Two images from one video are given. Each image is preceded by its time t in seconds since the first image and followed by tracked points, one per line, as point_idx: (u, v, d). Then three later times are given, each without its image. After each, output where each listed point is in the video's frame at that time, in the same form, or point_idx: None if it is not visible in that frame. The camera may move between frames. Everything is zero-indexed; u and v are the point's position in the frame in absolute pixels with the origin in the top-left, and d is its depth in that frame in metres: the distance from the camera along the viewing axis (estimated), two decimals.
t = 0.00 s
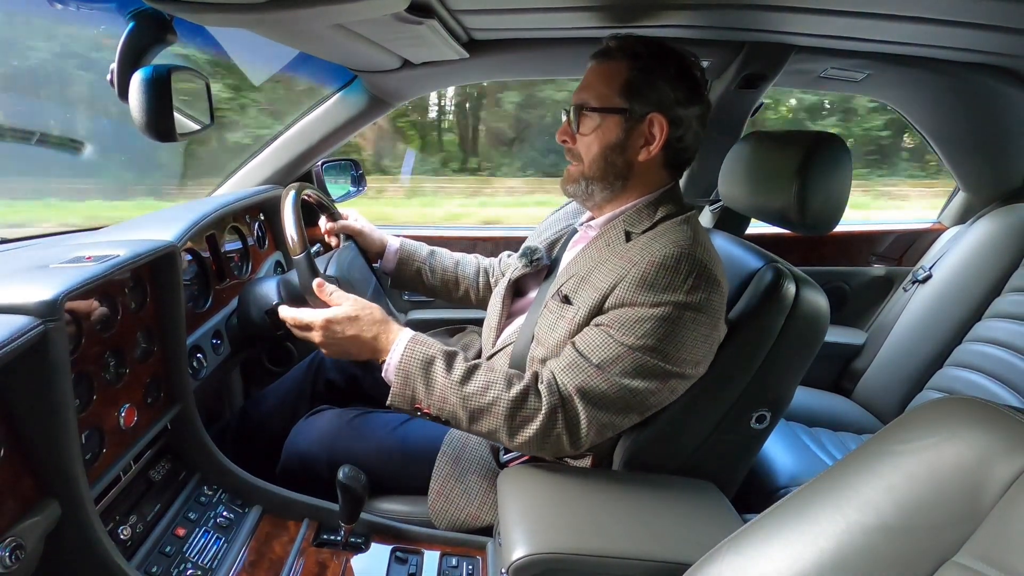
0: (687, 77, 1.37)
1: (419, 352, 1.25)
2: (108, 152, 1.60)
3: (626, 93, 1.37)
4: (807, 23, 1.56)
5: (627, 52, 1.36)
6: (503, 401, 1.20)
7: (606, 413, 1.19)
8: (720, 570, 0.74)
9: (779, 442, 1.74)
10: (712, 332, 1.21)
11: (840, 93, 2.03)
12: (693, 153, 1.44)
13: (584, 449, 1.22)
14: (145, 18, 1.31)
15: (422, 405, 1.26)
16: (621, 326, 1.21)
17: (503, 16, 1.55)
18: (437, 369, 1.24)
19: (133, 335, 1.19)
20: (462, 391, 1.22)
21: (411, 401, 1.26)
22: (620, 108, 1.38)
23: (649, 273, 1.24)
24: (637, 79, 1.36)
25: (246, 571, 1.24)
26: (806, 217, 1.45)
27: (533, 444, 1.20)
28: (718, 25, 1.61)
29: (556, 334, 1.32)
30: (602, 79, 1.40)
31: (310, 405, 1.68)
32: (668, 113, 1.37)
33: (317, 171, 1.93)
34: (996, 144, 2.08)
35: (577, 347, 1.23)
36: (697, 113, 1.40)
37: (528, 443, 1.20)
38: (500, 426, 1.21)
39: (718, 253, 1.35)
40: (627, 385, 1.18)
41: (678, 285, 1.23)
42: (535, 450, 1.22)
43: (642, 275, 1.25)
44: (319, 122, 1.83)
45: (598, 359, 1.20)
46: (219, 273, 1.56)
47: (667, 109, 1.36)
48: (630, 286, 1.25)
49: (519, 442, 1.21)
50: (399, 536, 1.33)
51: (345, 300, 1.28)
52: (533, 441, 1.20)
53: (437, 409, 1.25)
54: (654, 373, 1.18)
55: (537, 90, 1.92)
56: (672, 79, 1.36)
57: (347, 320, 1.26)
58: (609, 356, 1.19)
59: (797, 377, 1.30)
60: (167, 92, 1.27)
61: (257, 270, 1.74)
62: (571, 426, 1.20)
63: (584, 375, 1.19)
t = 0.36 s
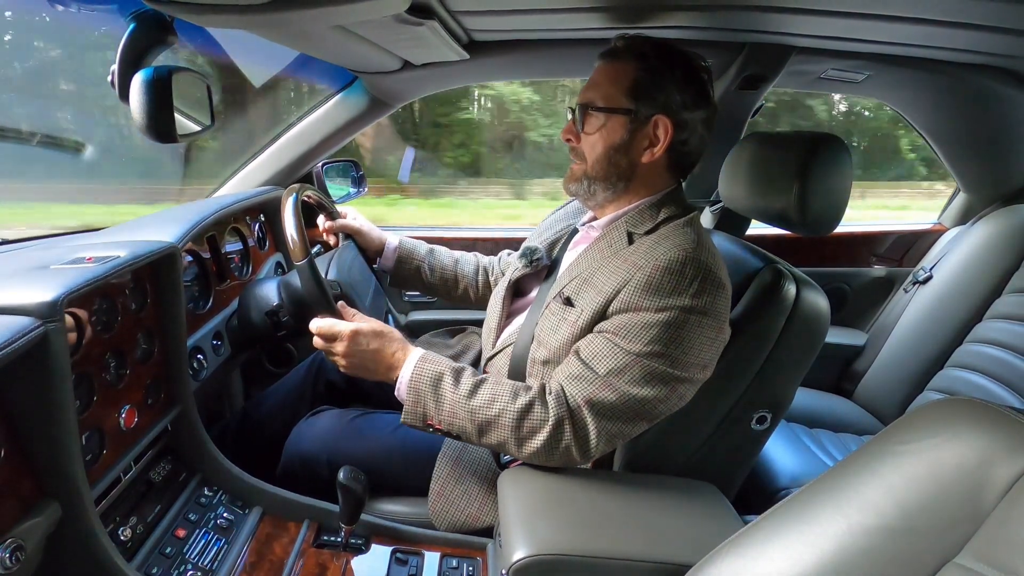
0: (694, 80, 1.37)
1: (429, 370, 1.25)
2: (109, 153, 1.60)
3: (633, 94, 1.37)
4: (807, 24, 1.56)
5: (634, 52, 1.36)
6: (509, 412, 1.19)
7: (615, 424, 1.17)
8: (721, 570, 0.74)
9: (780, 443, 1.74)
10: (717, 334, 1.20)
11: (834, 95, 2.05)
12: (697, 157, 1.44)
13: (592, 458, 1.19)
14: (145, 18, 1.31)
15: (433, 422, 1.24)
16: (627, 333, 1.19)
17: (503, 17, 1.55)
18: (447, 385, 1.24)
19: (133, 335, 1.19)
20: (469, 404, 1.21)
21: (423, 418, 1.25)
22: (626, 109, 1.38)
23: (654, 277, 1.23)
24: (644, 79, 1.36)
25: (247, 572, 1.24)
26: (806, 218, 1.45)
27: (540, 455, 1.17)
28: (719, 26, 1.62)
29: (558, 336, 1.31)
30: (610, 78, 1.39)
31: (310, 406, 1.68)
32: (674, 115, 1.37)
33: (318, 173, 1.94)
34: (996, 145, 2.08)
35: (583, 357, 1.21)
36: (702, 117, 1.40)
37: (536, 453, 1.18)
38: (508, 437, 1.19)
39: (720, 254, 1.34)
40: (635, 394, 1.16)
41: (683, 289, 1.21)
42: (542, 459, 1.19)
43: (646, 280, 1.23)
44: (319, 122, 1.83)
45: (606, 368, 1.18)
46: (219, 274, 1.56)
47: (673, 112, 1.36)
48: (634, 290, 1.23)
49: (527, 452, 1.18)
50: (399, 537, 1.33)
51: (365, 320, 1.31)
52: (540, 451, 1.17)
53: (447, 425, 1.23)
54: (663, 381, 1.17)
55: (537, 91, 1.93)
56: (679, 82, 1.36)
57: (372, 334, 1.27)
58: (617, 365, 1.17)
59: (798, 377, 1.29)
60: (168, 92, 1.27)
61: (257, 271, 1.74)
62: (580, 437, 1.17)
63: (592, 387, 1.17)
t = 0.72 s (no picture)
0: (694, 79, 1.37)
1: (432, 377, 1.25)
2: (109, 152, 1.60)
3: (631, 92, 1.37)
4: (807, 22, 1.56)
5: (634, 49, 1.35)
6: (511, 418, 1.19)
7: (619, 427, 1.17)
8: (721, 568, 0.74)
9: (780, 440, 1.74)
10: (716, 333, 1.20)
11: (837, 92, 2.04)
12: (695, 157, 1.44)
13: (595, 462, 1.19)
14: (146, 17, 1.30)
15: (436, 428, 1.24)
16: (628, 335, 1.19)
17: (503, 15, 1.55)
18: (449, 391, 1.24)
19: (134, 334, 1.19)
20: (472, 410, 1.21)
21: (426, 424, 1.25)
22: (624, 108, 1.38)
23: (653, 278, 1.22)
24: (643, 77, 1.35)
25: (248, 570, 1.24)
26: (806, 216, 1.45)
27: (542, 460, 1.17)
28: (719, 23, 1.61)
29: (557, 336, 1.31)
30: (609, 76, 1.39)
31: (311, 403, 1.67)
32: (673, 115, 1.36)
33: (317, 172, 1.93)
34: (997, 142, 2.08)
35: (584, 361, 1.21)
36: (701, 117, 1.39)
37: (538, 459, 1.17)
38: (510, 443, 1.19)
39: (718, 251, 1.34)
40: (638, 397, 1.16)
41: (683, 289, 1.21)
42: (544, 465, 1.18)
43: (645, 280, 1.23)
44: (320, 121, 1.83)
45: (607, 372, 1.17)
46: (219, 272, 1.56)
47: (671, 111, 1.36)
48: (633, 291, 1.22)
49: (530, 458, 1.18)
50: (399, 535, 1.33)
51: (372, 329, 1.31)
52: (542, 456, 1.17)
53: (450, 431, 1.24)
54: (665, 383, 1.17)
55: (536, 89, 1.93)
56: (679, 81, 1.36)
57: (381, 343, 1.27)
58: (619, 368, 1.17)
59: (798, 375, 1.30)
60: (168, 91, 1.27)
61: (257, 269, 1.74)
62: (583, 441, 1.17)
63: (595, 392, 1.17)
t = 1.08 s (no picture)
0: (688, 77, 1.37)
1: (430, 380, 1.25)
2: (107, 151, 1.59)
3: (625, 91, 1.37)
4: (807, 21, 1.55)
5: (628, 48, 1.35)
6: (509, 420, 1.19)
7: (620, 429, 1.17)
8: (719, 568, 0.74)
9: (779, 440, 1.74)
10: (716, 335, 1.20)
11: (836, 91, 2.04)
12: (689, 156, 1.44)
13: (594, 462, 1.18)
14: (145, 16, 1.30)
15: (435, 430, 1.24)
16: (629, 338, 1.18)
17: (503, 14, 1.54)
18: (448, 393, 1.24)
19: (133, 333, 1.19)
20: (470, 413, 1.21)
21: (425, 426, 1.25)
22: (619, 107, 1.38)
23: (654, 280, 1.22)
24: (636, 77, 1.36)
25: (247, 569, 1.24)
26: (806, 214, 1.45)
27: (542, 462, 1.17)
28: (718, 22, 1.61)
29: (557, 339, 1.31)
30: (604, 75, 1.39)
31: (311, 403, 1.68)
32: (667, 114, 1.36)
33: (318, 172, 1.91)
34: (997, 141, 2.07)
35: (584, 364, 1.20)
36: (696, 116, 1.40)
37: (538, 460, 1.17)
38: (509, 445, 1.19)
39: (717, 252, 1.34)
40: (639, 400, 1.16)
41: (684, 292, 1.21)
42: (544, 467, 1.18)
43: (647, 282, 1.22)
44: (319, 120, 1.83)
45: (609, 375, 1.17)
46: (219, 272, 1.56)
47: (666, 111, 1.36)
48: (634, 294, 1.22)
49: (529, 459, 1.18)
50: (398, 534, 1.33)
51: (373, 331, 1.31)
52: (542, 457, 1.17)
53: (449, 433, 1.24)
54: (665, 385, 1.17)
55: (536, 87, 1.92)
56: (673, 80, 1.36)
57: (382, 344, 1.27)
58: (620, 371, 1.17)
59: (797, 375, 1.30)
60: (167, 90, 1.27)
61: (257, 268, 1.74)
62: (582, 444, 1.17)
63: (596, 395, 1.17)
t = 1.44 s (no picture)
0: (665, 77, 1.41)
1: (428, 384, 1.25)
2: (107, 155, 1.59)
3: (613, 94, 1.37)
4: (805, 25, 1.56)
5: (605, 55, 1.37)
6: (508, 424, 1.18)
7: (619, 432, 1.17)
8: (720, 571, 0.74)
9: (779, 444, 1.74)
10: (714, 336, 1.21)
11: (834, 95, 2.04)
12: (676, 153, 1.47)
13: (593, 466, 1.19)
14: (145, 20, 1.30)
15: (434, 434, 1.24)
16: (628, 341, 1.18)
17: (502, 18, 1.55)
18: (447, 397, 1.23)
19: (132, 337, 1.19)
20: (470, 417, 1.21)
21: (424, 430, 1.25)
22: (608, 110, 1.38)
23: (652, 283, 1.22)
24: (620, 79, 1.37)
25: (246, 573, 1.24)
26: (804, 218, 1.46)
27: (541, 465, 1.17)
28: (717, 26, 1.62)
29: (556, 343, 1.30)
30: (585, 83, 1.39)
31: (310, 406, 1.67)
32: (655, 111, 1.39)
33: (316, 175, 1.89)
34: (994, 145, 2.08)
35: (583, 367, 1.20)
36: (678, 112, 1.44)
37: (538, 463, 1.17)
38: (508, 448, 1.18)
39: (713, 254, 1.35)
40: (638, 402, 1.15)
41: (682, 294, 1.21)
42: (544, 471, 1.18)
43: (645, 285, 1.22)
44: (319, 123, 1.83)
45: (608, 378, 1.17)
46: (218, 275, 1.56)
47: (654, 108, 1.39)
48: (633, 297, 1.22)
49: (529, 463, 1.18)
50: (397, 538, 1.33)
51: (370, 333, 1.31)
52: (542, 461, 1.17)
53: (447, 437, 1.23)
54: (665, 387, 1.17)
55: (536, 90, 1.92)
56: (654, 80, 1.39)
57: (379, 346, 1.27)
58: (619, 373, 1.16)
59: (797, 378, 1.30)
60: (167, 93, 1.27)
61: (257, 271, 1.74)
62: (582, 447, 1.16)
63: (596, 398, 1.16)
